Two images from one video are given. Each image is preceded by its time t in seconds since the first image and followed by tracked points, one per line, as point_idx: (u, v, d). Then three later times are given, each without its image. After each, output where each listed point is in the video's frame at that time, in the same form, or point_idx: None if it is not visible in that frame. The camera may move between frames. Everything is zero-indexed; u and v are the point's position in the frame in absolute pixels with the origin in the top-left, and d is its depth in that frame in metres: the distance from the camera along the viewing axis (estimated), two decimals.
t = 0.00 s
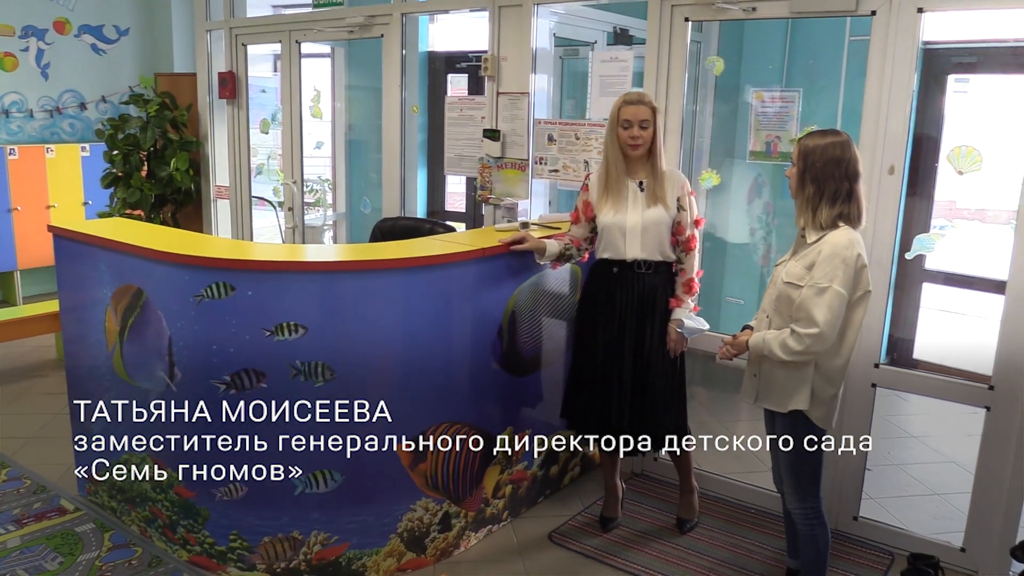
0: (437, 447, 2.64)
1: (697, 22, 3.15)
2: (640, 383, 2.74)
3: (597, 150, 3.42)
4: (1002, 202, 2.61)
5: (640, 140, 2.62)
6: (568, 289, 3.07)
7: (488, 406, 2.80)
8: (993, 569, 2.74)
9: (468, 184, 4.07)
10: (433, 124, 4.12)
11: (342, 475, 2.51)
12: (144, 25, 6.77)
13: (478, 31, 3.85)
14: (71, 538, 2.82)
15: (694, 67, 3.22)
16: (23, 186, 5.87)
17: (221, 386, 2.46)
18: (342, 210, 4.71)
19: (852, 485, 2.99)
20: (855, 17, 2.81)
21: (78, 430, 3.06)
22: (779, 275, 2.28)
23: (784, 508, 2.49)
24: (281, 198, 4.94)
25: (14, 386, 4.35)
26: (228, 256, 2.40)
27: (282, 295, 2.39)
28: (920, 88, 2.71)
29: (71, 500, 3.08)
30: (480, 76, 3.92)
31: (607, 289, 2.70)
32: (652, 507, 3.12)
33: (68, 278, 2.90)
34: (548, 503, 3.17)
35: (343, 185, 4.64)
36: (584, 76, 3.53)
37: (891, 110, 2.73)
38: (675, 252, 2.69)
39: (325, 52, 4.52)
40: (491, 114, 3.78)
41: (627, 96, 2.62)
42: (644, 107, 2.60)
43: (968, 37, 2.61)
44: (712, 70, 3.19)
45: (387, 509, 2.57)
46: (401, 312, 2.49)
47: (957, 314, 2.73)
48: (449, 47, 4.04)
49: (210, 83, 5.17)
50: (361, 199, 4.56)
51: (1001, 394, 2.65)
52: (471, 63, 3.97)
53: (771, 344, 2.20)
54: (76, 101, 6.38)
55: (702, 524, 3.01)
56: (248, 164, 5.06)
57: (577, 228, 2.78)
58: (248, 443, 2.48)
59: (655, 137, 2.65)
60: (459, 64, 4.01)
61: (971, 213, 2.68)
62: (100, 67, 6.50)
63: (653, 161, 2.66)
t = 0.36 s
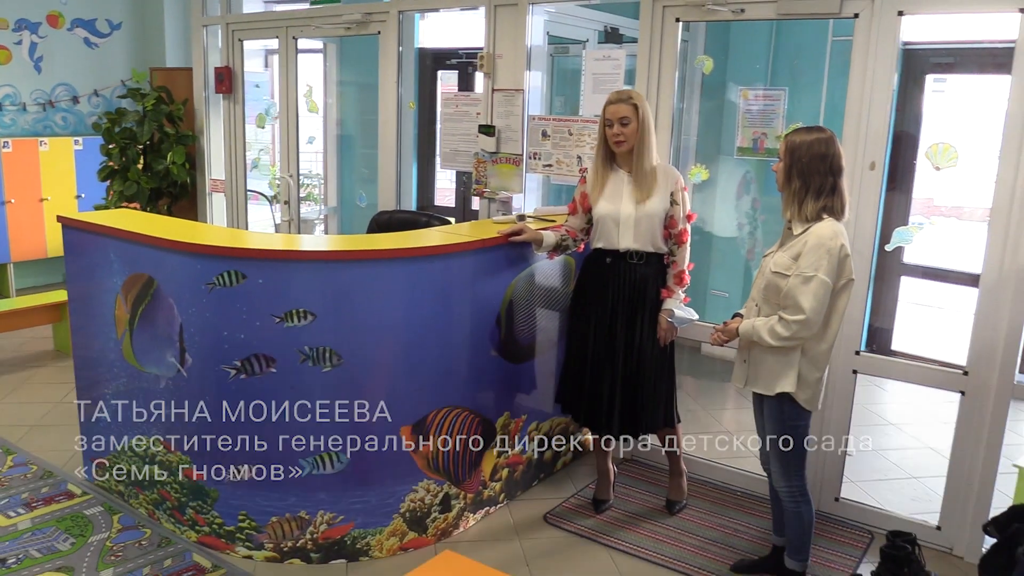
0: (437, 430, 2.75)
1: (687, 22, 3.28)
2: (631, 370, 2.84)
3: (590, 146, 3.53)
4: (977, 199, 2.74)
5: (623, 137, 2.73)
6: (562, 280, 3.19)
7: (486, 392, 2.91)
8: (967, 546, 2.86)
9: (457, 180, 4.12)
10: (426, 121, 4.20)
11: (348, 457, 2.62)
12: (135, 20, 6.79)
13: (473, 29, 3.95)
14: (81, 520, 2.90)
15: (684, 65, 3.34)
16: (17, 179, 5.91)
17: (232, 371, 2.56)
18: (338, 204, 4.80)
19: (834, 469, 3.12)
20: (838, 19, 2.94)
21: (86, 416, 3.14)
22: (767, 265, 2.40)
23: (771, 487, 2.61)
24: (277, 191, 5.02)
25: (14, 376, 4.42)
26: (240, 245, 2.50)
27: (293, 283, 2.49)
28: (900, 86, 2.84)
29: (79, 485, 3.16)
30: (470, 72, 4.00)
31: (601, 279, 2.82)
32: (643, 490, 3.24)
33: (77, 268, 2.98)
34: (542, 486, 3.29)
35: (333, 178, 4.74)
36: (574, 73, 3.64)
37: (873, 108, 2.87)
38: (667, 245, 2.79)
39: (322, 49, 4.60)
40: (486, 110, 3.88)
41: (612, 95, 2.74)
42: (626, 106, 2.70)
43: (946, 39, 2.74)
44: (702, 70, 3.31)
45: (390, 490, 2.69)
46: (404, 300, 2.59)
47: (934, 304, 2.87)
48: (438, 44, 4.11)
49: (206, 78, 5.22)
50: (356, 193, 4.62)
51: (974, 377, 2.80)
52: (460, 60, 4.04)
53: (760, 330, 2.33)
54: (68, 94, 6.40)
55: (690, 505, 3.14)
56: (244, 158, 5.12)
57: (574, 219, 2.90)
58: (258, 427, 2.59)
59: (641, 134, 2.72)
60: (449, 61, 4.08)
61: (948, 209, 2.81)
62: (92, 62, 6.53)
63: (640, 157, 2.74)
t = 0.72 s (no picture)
0: (437, 419, 2.85)
1: (672, 27, 3.41)
2: (621, 359, 2.96)
3: (578, 146, 3.64)
4: (944, 197, 2.91)
5: (615, 139, 2.85)
6: (553, 275, 3.31)
7: (482, 383, 3.02)
8: (940, 524, 3.02)
9: (441, 179, 4.26)
10: (414, 121, 4.28)
11: (352, 446, 2.71)
12: (116, 20, 6.79)
13: (462, 32, 4.05)
14: (85, 513, 2.95)
15: (669, 68, 3.46)
16: None
17: (239, 363, 2.64)
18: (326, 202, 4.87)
19: (815, 453, 3.26)
20: (814, 24, 3.08)
21: (88, 412, 3.19)
22: (754, 258, 2.53)
23: (756, 469, 2.74)
24: (266, 191, 5.06)
25: (5, 375, 4.44)
26: (247, 242, 2.58)
27: (298, 278, 2.58)
28: (872, 88, 2.99)
29: (80, 479, 3.21)
30: (452, 73, 4.12)
31: (593, 272, 2.94)
32: (632, 477, 3.36)
33: (79, 266, 3.03)
34: (535, 475, 3.40)
35: (319, 177, 4.85)
36: (557, 74, 3.78)
37: (849, 109, 3.02)
38: (656, 240, 2.92)
39: (311, 50, 4.67)
40: (476, 111, 3.98)
41: (604, 98, 2.87)
42: (617, 108, 2.82)
43: (917, 43, 2.89)
44: (686, 72, 3.43)
45: (393, 478, 2.78)
46: (406, 293, 2.69)
47: (907, 295, 3.02)
48: (417, 46, 4.21)
49: (194, 79, 5.26)
50: (347, 192, 4.72)
51: (946, 364, 2.96)
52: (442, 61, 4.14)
53: (749, 320, 2.46)
54: (50, 94, 6.39)
55: (678, 491, 3.27)
56: (232, 158, 5.17)
57: (568, 216, 3.03)
58: (264, 417, 2.67)
59: (631, 135, 2.85)
60: (431, 63, 4.17)
61: (916, 208, 2.97)
62: (74, 62, 6.52)
63: (631, 157, 2.87)
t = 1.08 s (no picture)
0: (441, 408, 2.93)
1: (666, 25, 3.49)
2: (620, 349, 3.05)
3: (575, 141, 3.73)
4: (929, 191, 3.00)
5: (616, 134, 2.93)
6: (551, 267, 3.39)
7: (484, 373, 3.09)
8: (929, 506, 3.12)
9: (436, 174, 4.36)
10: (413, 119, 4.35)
11: (359, 435, 2.78)
12: (110, 20, 6.81)
13: (459, 30, 4.12)
14: (96, 504, 3.00)
15: (664, 64, 3.54)
16: None
17: (249, 355, 2.70)
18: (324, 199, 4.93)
19: (808, 439, 3.36)
20: (803, 22, 3.18)
21: (96, 405, 3.24)
22: (749, 249, 2.62)
23: (752, 454, 2.83)
24: (264, 188, 5.10)
25: (6, 371, 4.47)
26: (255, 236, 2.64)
27: (307, 270, 2.64)
28: (860, 85, 3.08)
29: (89, 472, 3.26)
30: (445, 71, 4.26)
31: (593, 264, 3.02)
32: (630, 465, 3.45)
33: (87, 261, 3.08)
34: (536, 463, 3.48)
35: (318, 174, 4.90)
36: (551, 71, 3.85)
37: (838, 104, 3.11)
38: (655, 233, 3.01)
39: (309, 48, 4.72)
40: (474, 108, 4.05)
41: (605, 95, 2.94)
42: (619, 105, 2.90)
43: (904, 40, 2.98)
44: (680, 69, 3.51)
45: (399, 465, 2.85)
46: (411, 285, 2.76)
47: (896, 284, 3.12)
48: (412, 43, 4.32)
49: (191, 78, 5.29)
50: (345, 188, 4.79)
51: (934, 351, 3.05)
52: (435, 59, 4.26)
53: (745, 308, 2.54)
54: (44, 93, 6.41)
55: (676, 477, 3.36)
56: (230, 155, 5.21)
57: (567, 210, 3.11)
58: (273, 407, 2.73)
59: (632, 131, 2.93)
60: (424, 61, 4.29)
61: (903, 203, 3.07)
62: (68, 61, 6.54)
63: (630, 152, 2.95)
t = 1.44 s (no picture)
0: (444, 402, 2.96)
1: (666, 23, 3.52)
2: (620, 345, 3.08)
3: (575, 138, 3.75)
4: (927, 187, 3.04)
5: (613, 131, 2.97)
6: (553, 263, 3.43)
7: (486, 368, 3.13)
8: (926, 498, 3.15)
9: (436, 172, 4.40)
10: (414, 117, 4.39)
11: (364, 428, 2.81)
12: (113, 18, 6.84)
13: (460, 28, 4.15)
14: (103, 497, 3.04)
15: (663, 62, 3.57)
16: None
17: (255, 349, 2.74)
18: (326, 196, 4.96)
19: (807, 433, 3.40)
20: (801, 20, 3.21)
21: (102, 399, 3.27)
22: (748, 244, 2.66)
23: (752, 446, 2.87)
24: (266, 184, 5.13)
25: (11, 367, 4.50)
26: (260, 232, 2.67)
27: (312, 266, 2.67)
28: (858, 83, 3.12)
29: (95, 466, 3.30)
30: (445, 68, 4.17)
31: (595, 258, 3.07)
32: (631, 458, 3.48)
33: (94, 257, 3.12)
34: (537, 457, 3.52)
35: (319, 171, 4.93)
36: (553, 69, 3.88)
37: (836, 101, 3.14)
38: (659, 232, 3.04)
39: (311, 46, 4.75)
40: (475, 105, 4.08)
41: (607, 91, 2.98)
42: (611, 101, 2.94)
43: (902, 38, 3.01)
44: (680, 67, 3.54)
45: (403, 459, 2.89)
46: (414, 280, 2.79)
47: (894, 280, 3.16)
48: (416, 41, 4.33)
49: (194, 75, 5.32)
50: (347, 184, 4.82)
51: (931, 345, 3.09)
52: (436, 56, 4.20)
53: (744, 302, 2.58)
54: (47, 91, 6.44)
55: (676, 470, 3.40)
56: (233, 152, 5.23)
57: (574, 205, 3.18)
58: (279, 402, 2.77)
59: (627, 128, 2.95)
60: (425, 58, 4.24)
61: (901, 200, 3.11)
62: (69, 58, 6.56)
63: (629, 149, 2.98)
